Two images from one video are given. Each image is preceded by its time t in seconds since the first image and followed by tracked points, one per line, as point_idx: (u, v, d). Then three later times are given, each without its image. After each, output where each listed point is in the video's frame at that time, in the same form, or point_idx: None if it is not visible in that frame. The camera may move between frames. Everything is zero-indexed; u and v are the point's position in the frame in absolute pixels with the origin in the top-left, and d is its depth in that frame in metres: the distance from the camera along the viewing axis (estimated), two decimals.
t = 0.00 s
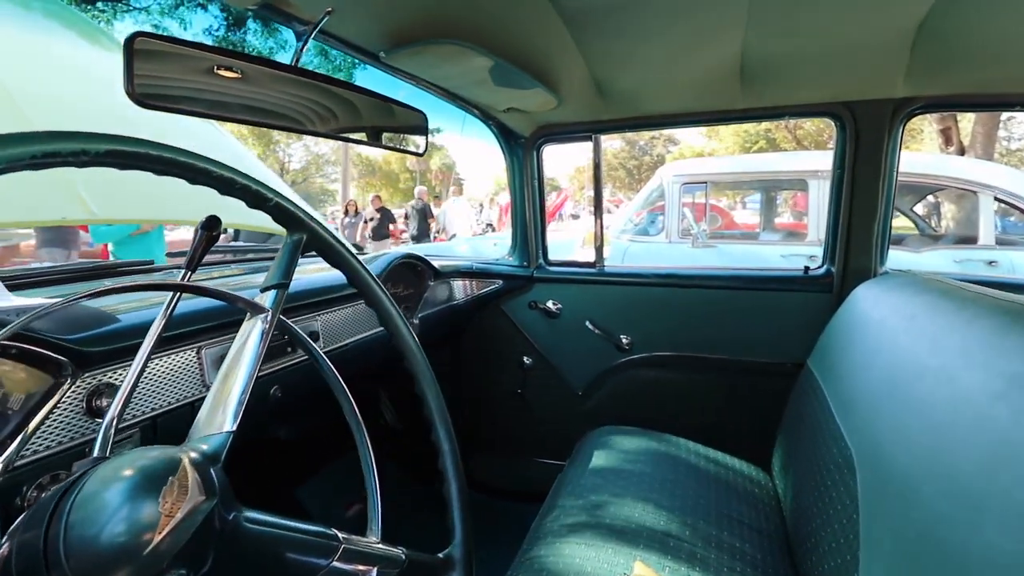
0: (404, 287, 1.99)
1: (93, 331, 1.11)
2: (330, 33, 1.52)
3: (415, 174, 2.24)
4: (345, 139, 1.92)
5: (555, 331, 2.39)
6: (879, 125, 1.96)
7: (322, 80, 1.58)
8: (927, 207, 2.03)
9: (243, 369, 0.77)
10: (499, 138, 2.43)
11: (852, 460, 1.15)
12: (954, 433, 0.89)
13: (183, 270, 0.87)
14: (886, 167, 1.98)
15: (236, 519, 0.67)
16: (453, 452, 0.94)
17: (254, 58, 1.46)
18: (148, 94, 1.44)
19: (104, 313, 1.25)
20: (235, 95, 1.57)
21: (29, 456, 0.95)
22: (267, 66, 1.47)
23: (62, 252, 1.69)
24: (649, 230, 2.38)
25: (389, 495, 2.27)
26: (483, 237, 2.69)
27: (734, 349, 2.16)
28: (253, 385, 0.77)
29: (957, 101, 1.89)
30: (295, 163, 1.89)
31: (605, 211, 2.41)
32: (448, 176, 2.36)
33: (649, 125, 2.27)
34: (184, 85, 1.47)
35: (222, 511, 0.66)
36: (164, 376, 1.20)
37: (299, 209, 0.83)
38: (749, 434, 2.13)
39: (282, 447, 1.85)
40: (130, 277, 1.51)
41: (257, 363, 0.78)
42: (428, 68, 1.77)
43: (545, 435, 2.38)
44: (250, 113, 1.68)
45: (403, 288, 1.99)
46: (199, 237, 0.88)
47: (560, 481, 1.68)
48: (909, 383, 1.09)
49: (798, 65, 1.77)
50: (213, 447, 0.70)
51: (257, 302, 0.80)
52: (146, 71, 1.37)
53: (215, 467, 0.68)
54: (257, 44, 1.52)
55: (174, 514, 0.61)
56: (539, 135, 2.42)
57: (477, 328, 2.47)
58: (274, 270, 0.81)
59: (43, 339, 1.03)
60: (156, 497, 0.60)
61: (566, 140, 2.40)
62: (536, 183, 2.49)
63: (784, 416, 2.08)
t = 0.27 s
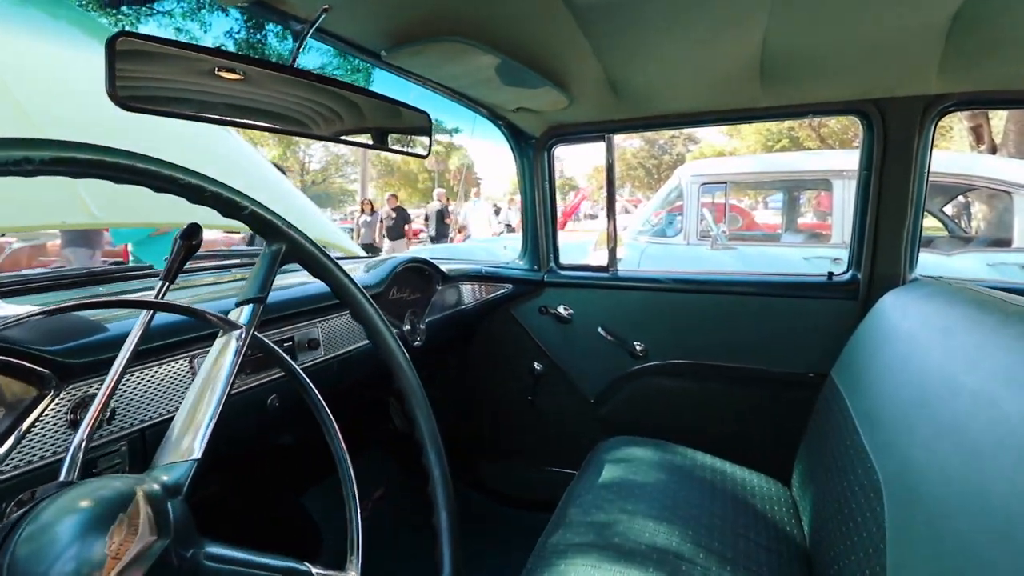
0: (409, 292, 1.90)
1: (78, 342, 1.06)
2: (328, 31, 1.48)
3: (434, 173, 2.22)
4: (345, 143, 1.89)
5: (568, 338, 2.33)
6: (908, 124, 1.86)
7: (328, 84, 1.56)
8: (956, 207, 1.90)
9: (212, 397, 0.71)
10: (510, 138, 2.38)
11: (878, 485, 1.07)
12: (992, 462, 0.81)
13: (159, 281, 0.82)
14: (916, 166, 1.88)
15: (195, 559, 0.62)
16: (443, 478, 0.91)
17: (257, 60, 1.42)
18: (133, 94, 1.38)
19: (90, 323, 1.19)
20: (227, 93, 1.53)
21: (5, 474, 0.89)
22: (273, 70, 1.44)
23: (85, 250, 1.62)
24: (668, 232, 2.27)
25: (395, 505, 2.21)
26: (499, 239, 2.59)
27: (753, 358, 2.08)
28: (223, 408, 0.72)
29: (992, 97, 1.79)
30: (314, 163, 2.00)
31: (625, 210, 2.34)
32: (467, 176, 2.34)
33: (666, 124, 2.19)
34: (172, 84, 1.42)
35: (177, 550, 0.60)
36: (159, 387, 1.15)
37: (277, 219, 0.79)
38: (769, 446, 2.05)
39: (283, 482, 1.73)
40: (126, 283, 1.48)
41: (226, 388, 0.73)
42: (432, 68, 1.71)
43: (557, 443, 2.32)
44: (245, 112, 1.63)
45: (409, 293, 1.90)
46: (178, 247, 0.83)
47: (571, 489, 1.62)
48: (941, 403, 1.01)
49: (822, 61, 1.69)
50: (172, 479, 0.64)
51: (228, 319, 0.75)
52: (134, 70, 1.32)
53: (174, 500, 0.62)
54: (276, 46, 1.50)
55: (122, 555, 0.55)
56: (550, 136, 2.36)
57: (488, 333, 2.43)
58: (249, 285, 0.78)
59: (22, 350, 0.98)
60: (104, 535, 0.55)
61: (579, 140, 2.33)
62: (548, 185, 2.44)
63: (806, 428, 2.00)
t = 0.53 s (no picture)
0: (414, 295, 1.86)
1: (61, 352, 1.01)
2: (323, 27, 1.43)
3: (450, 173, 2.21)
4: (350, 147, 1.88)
5: (577, 343, 2.27)
6: (936, 123, 1.77)
7: (331, 84, 1.53)
8: (982, 208, 1.81)
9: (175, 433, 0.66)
10: (517, 137, 2.32)
11: (905, 511, 1.00)
12: None
13: (135, 289, 0.79)
14: (945, 167, 1.79)
15: None
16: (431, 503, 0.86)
17: (255, 61, 1.39)
18: (112, 91, 1.34)
19: (74, 331, 1.15)
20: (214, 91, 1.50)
21: None
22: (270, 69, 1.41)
23: (104, 251, 1.65)
24: (683, 233, 2.23)
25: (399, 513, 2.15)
26: (514, 239, 2.51)
27: (768, 367, 2.00)
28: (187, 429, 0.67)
29: None
30: (330, 163, 1.98)
31: (638, 210, 2.27)
32: (480, 177, 2.34)
33: (681, 121, 2.12)
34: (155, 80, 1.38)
35: None
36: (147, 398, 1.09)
37: (251, 225, 0.74)
38: (786, 458, 1.97)
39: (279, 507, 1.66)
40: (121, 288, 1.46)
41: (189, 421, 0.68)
42: (434, 65, 1.66)
43: (565, 451, 2.26)
44: (236, 111, 1.60)
45: (413, 297, 1.86)
46: (152, 254, 0.79)
47: (580, 500, 1.56)
48: (972, 424, 0.94)
49: (844, 57, 1.61)
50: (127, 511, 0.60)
51: (197, 335, 0.70)
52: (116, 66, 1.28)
53: (124, 537, 0.57)
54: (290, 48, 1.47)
55: None
56: (559, 135, 2.31)
57: (495, 338, 2.37)
58: (222, 295, 0.72)
59: None
60: None
61: (588, 140, 2.27)
62: (557, 185, 2.38)
63: (824, 440, 1.92)
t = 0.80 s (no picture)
0: (419, 299, 1.81)
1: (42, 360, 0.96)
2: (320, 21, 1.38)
3: (466, 175, 2.19)
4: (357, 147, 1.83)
5: (589, 347, 2.21)
6: (972, 118, 1.68)
7: (334, 82, 1.48)
8: (1013, 207, 1.69)
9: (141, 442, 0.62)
10: (527, 134, 2.27)
11: (941, 539, 0.93)
12: None
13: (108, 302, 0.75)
14: (980, 165, 1.69)
15: None
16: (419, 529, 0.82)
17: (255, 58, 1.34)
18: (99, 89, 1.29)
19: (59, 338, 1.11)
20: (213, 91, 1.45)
21: None
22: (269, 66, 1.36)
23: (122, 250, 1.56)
24: (699, 234, 2.13)
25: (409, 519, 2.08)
26: (528, 239, 2.45)
27: (788, 376, 1.92)
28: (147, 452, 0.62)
29: None
30: (347, 163, 1.96)
31: (654, 210, 2.19)
32: (496, 176, 2.31)
33: (698, 119, 2.04)
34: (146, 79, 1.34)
35: None
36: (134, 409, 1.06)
37: (223, 231, 0.70)
38: (807, 470, 1.89)
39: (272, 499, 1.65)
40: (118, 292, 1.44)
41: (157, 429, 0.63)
42: (439, 61, 1.61)
43: (577, 459, 2.19)
44: (238, 111, 1.56)
45: (418, 300, 1.82)
46: (126, 261, 0.75)
47: (589, 511, 1.49)
48: (1013, 445, 0.87)
49: (870, 49, 1.53)
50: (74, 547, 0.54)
51: (161, 350, 0.66)
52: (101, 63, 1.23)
53: None
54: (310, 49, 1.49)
55: None
56: (570, 134, 2.25)
57: (505, 342, 2.32)
58: (191, 307, 0.69)
59: None
60: None
61: (601, 138, 2.21)
62: (568, 186, 2.33)
63: (848, 452, 1.83)
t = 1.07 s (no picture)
0: (429, 300, 1.76)
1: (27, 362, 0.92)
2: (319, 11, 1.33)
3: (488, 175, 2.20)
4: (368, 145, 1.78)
5: (606, 351, 2.13)
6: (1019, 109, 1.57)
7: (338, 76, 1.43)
8: None
9: (104, 444, 0.60)
10: (542, 133, 2.20)
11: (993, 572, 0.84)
12: None
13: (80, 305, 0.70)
14: None
15: None
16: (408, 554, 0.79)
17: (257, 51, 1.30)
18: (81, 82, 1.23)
19: (51, 339, 1.08)
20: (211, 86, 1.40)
21: None
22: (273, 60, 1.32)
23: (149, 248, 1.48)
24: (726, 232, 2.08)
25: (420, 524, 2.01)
26: (548, 239, 2.36)
27: (816, 384, 1.83)
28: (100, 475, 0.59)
29: None
30: (371, 163, 1.96)
31: (678, 210, 2.12)
32: (518, 176, 2.27)
33: (721, 113, 1.95)
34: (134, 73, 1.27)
35: None
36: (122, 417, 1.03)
37: (195, 231, 0.66)
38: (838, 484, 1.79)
39: (281, 500, 1.64)
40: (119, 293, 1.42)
41: (121, 431, 0.61)
42: (447, 52, 1.55)
43: (593, 466, 2.12)
44: (245, 108, 1.51)
45: (428, 301, 1.76)
46: (100, 260, 0.69)
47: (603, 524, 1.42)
48: None
49: (909, 36, 1.43)
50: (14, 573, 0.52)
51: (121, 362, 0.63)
52: (81, 54, 1.16)
53: None
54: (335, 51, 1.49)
55: None
56: (586, 131, 2.17)
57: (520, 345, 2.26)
58: (156, 313, 0.65)
59: None
60: None
61: (619, 134, 2.13)
62: (585, 184, 2.25)
63: (883, 465, 1.73)
